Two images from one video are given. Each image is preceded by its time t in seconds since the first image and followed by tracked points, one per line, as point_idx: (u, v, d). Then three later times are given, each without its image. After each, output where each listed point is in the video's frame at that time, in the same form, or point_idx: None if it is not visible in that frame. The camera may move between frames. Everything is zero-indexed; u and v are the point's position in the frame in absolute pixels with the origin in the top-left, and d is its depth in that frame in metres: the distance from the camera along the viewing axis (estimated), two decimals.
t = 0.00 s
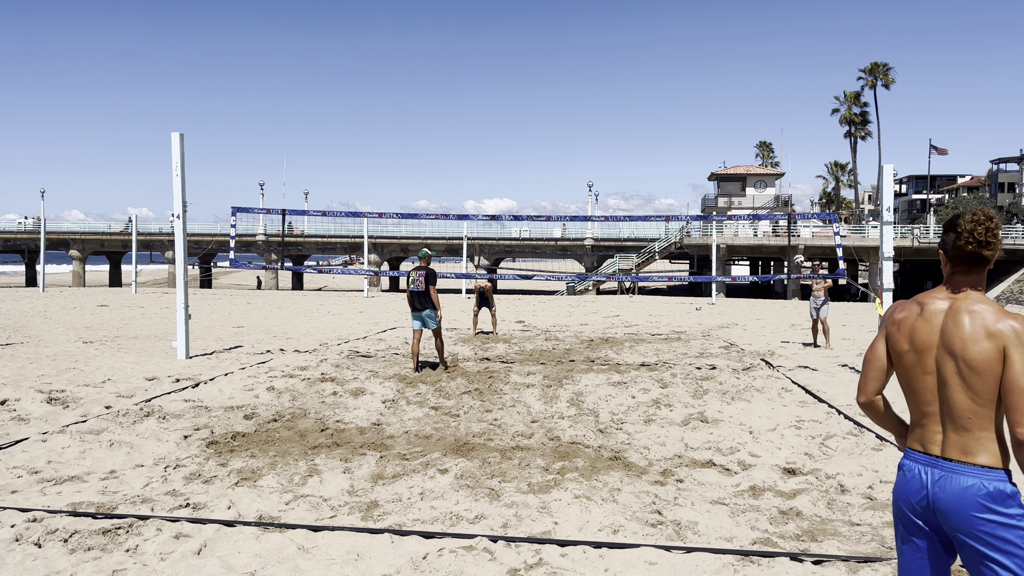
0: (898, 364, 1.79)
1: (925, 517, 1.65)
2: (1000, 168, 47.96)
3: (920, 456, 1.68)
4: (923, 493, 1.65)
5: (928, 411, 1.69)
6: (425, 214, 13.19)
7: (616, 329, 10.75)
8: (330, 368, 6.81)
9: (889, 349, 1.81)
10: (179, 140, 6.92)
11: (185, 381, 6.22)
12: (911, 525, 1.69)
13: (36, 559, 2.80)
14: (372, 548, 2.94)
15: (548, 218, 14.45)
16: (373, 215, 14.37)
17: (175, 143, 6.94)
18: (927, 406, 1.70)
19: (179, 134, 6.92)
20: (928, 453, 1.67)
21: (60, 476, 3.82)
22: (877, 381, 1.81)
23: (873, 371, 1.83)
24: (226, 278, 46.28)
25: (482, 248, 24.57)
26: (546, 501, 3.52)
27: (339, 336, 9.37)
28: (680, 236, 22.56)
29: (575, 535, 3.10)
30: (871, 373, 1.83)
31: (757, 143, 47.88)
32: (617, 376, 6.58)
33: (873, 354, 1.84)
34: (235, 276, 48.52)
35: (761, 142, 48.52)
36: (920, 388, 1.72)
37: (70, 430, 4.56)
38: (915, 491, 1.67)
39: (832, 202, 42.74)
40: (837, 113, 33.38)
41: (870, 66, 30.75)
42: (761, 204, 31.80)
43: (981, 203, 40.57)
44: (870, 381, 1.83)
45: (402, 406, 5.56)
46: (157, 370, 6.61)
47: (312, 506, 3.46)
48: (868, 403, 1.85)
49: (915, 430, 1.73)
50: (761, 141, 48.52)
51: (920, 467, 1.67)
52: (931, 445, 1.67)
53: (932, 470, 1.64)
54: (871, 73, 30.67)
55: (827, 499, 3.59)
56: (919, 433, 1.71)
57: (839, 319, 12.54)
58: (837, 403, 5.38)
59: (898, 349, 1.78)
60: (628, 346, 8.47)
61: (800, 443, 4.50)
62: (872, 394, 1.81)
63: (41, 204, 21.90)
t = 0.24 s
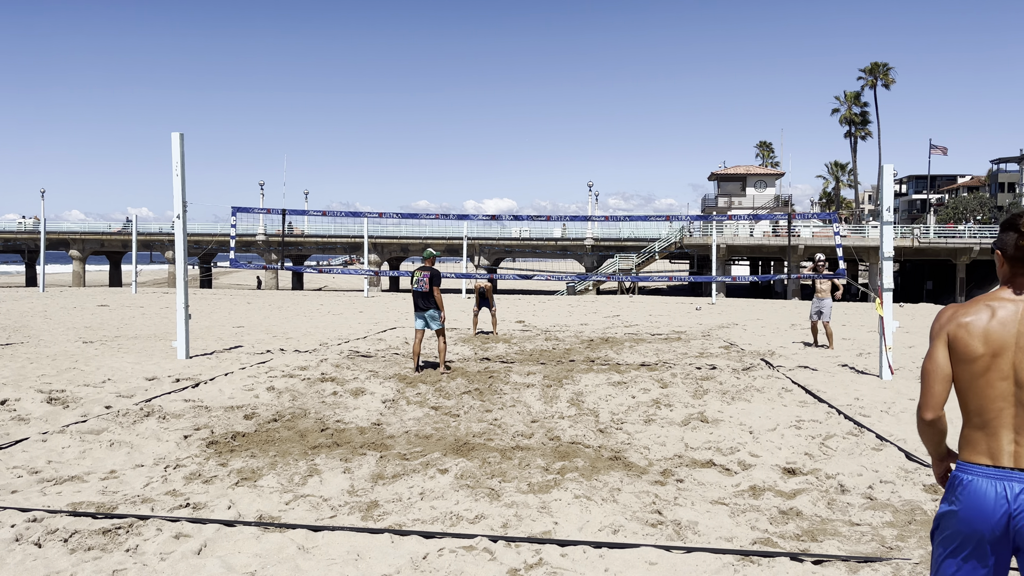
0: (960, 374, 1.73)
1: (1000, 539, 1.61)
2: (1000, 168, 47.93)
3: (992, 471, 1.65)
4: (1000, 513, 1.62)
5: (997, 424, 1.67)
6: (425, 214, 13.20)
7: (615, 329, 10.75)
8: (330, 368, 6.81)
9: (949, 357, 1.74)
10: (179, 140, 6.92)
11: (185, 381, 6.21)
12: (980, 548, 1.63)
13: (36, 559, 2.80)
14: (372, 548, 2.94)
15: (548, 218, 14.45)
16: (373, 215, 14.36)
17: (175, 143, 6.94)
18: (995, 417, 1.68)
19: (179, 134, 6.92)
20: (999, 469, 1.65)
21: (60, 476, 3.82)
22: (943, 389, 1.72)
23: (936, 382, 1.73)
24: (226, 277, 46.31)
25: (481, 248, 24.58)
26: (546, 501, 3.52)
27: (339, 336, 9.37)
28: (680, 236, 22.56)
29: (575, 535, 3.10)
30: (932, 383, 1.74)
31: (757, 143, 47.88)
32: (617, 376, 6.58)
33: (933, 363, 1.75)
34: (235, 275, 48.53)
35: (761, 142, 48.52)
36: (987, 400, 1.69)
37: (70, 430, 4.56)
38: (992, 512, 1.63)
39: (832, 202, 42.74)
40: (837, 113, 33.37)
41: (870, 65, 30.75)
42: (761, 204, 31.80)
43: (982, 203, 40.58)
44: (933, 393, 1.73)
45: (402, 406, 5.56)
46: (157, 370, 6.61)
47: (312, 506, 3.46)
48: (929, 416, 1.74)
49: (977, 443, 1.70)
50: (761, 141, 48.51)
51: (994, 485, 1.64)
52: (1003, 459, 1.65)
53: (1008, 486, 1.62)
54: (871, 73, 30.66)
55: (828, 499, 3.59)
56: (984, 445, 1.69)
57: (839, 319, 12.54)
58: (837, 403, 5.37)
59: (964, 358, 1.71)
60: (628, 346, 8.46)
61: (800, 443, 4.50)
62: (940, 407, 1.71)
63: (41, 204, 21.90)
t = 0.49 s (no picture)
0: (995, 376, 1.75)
1: None
2: (1000, 168, 47.91)
3: None
4: None
5: None
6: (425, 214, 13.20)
7: (615, 329, 10.75)
8: (330, 368, 6.82)
9: (984, 358, 1.76)
10: (179, 139, 6.92)
11: (185, 381, 6.21)
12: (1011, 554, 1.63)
13: (36, 559, 2.80)
14: (372, 548, 2.94)
15: (548, 218, 14.45)
16: (373, 215, 14.36)
17: (176, 143, 6.93)
18: None
19: (179, 134, 6.92)
20: None
21: (60, 476, 3.82)
22: (979, 390, 1.73)
23: (973, 384, 1.74)
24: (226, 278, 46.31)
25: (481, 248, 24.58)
26: (546, 501, 3.52)
27: (339, 336, 9.37)
28: (680, 236, 22.55)
29: (575, 535, 3.10)
30: (969, 386, 1.75)
31: (757, 143, 47.88)
32: (617, 376, 6.58)
33: (968, 365, 1.76)
34: (235, 276, 48.51)
35: (760, 142, 48.53)
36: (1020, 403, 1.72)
37: (70, 430, 4.56)
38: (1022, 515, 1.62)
39: (831, 202, 42.74)
40: (837, 113, 33.35)
41: (870, 65, 30.74)
42: (761, 204, 31.79)
43: (981, 203, 40.58)
44: (971, 395, 1.73)
45: (402, 406, 5.56)
46: (157, 370, 6.61)
47: (312, 506, 3.46)
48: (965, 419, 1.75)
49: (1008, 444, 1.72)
50: (761, 141, 48.52)
51: None
52: None
53: None
54: (871, 73, 30.65)
55: (828, 499, 3.59)
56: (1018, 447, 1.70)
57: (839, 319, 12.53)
58: (837, 403, 5.38)
59: (1000, 361, 1.73)
60: (628, 346, 8.47)
61: (800, 443, 4.50)
62: (980, 409, 1.71)
63: (41, 203, 21.86)
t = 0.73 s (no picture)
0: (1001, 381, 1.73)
1: None
2: (1000, 168, 47.90)
3: None
4: None
5: None
6: (425, 213, 13.21)
7: (615, 329, 10.75)
8: (330, 368, 6.82)
9: (992, 363, 1.74)
10: (179, 140, 6.92)
11: (185, 381, 6.22)
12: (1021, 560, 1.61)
13: (36, 559, 2.80)
14: (372, 548, 2.94)
15: (549, 218, 14.45)
16: (373, 215, 14.36)
17: (176, 143, 6.94)
18: None
19: (179, 134, 6.92)
20: None
21: (60, 476, 3.82)
22: (984, 396, 1.71)
23: (979, 389, 1.72)
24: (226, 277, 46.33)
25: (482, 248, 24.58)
26: (545, 501, 3.52)
27: (339, 336, 9.37)
28: (680, 236, 22.54)
29: (575, 535, 3.10)
30: (975, 390, 1.72)
31: (757, 143, 47.88)
32: (617, 376, 6.58)
33: (975, 369, 1.74)
34: (235, 276, 48.53)
35: (760, 142, 48.52)
36: None
37: (70, 430, 4.56)
38: None
39: (832, 202, 42.75)
40: (836, 113, 33.36)
41: (870, 65, 30.73)
42: (761, 204, 31.80)
43: (981, 203, 40.58)
44: (977, 399, 1.71)
45: (402, 406, 5.56)
46: (157, 370, 6.61)
47: (312, 506, 3.46)
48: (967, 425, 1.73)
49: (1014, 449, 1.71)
50: (761, 141, 48.51)
51: None
52: None
53: None
54: (871, 73, 30.65)
55: (827, 499, 3.59)
56: None
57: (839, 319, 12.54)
58: (837, 403, 5.38)
59: (1007, 366, 1.71)
60: (628, 346, 8.47)
61: (800, 443, 4.50)
62: (986, 415, 1.69)
63: (41, 203, 21.86)
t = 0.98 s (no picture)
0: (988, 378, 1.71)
1: None
2: (1000, 168, 47.89)
3: None
4: None
5: None
6: (425, 213, 13.21)
7: (615, 329, 10.75)
8: (330, 368, 6.82)
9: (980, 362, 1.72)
10: (179, 140, 6.92)
11: (185, 381, 6.21)
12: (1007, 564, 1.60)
13: (36, 559, 2.80)
14: (372, 548, 2.94)
15: (549, 218, 14.44)
16: (373, 215, 14.36)
17: (176, 143, 6.94)
18: None
19: (179, 134, 6.92)
20: None
21: (60, 476, 3.82)
22: (971, 394, 1.69)
23: (968, 388, 1.70)
24: (226, 277, 46.33)
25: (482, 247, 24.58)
26: (545, 502, 3.52)
27: (339, 336, 9.37)
28: (681, 236, 22.54)
29: (575, 535, 3.10)
30: (964, 388, 1.70)
31: (757, 143, 47.88)
32: (617, 376, 6.58)
33: (964, 367, 1.72)
34: (235, 275, 48.51)
35: (760, 142, 48.51)
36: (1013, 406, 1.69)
37: (70, 430, 4.56)
38: None
39: (832, 202, 42.75)
40: (837, 113, 33.35)
41: (870, 65, 30.72)
42: (761, 204, 31.79)
43: (981, 203, 40.57)
44: (966, 398, 1.69)
45: (402, 406, 5.56)
46: (157, 370, 6.61)
47: (312, 506, 3.46)
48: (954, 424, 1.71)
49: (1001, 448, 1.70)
50: (761, 140, 48.50)
51: None
52: None
53: None
54: (871, 73, 30.65)
55: (828, 499, 3.59)
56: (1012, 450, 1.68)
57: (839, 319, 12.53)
58: (837, 403, 5.37)
59: (995, 365, 1.69)
60: (628, 346, 8.46)
61: (800, 443, 4.50)
62: (975, 414, 1.67)
63: (41, 203, 21.85)
